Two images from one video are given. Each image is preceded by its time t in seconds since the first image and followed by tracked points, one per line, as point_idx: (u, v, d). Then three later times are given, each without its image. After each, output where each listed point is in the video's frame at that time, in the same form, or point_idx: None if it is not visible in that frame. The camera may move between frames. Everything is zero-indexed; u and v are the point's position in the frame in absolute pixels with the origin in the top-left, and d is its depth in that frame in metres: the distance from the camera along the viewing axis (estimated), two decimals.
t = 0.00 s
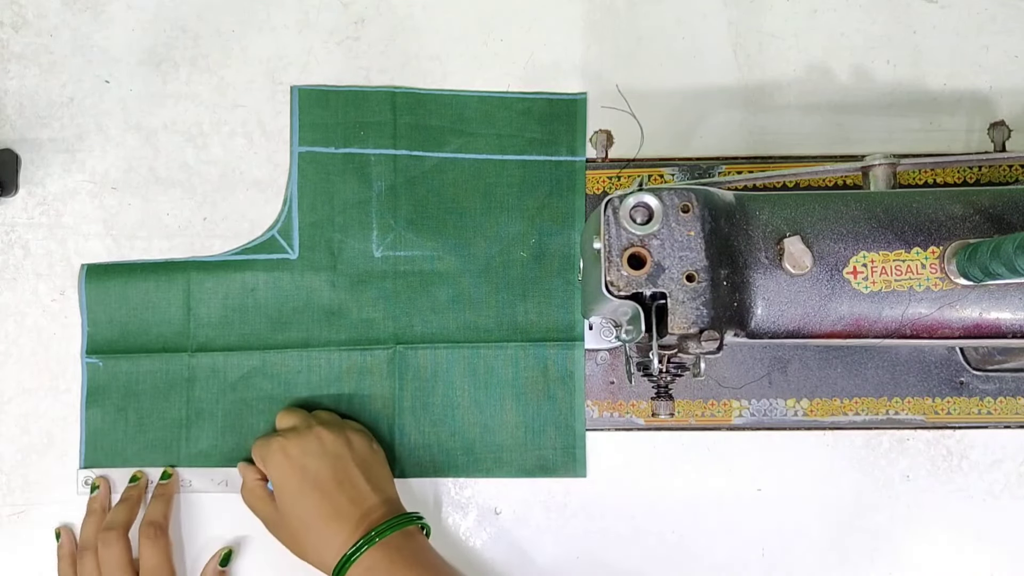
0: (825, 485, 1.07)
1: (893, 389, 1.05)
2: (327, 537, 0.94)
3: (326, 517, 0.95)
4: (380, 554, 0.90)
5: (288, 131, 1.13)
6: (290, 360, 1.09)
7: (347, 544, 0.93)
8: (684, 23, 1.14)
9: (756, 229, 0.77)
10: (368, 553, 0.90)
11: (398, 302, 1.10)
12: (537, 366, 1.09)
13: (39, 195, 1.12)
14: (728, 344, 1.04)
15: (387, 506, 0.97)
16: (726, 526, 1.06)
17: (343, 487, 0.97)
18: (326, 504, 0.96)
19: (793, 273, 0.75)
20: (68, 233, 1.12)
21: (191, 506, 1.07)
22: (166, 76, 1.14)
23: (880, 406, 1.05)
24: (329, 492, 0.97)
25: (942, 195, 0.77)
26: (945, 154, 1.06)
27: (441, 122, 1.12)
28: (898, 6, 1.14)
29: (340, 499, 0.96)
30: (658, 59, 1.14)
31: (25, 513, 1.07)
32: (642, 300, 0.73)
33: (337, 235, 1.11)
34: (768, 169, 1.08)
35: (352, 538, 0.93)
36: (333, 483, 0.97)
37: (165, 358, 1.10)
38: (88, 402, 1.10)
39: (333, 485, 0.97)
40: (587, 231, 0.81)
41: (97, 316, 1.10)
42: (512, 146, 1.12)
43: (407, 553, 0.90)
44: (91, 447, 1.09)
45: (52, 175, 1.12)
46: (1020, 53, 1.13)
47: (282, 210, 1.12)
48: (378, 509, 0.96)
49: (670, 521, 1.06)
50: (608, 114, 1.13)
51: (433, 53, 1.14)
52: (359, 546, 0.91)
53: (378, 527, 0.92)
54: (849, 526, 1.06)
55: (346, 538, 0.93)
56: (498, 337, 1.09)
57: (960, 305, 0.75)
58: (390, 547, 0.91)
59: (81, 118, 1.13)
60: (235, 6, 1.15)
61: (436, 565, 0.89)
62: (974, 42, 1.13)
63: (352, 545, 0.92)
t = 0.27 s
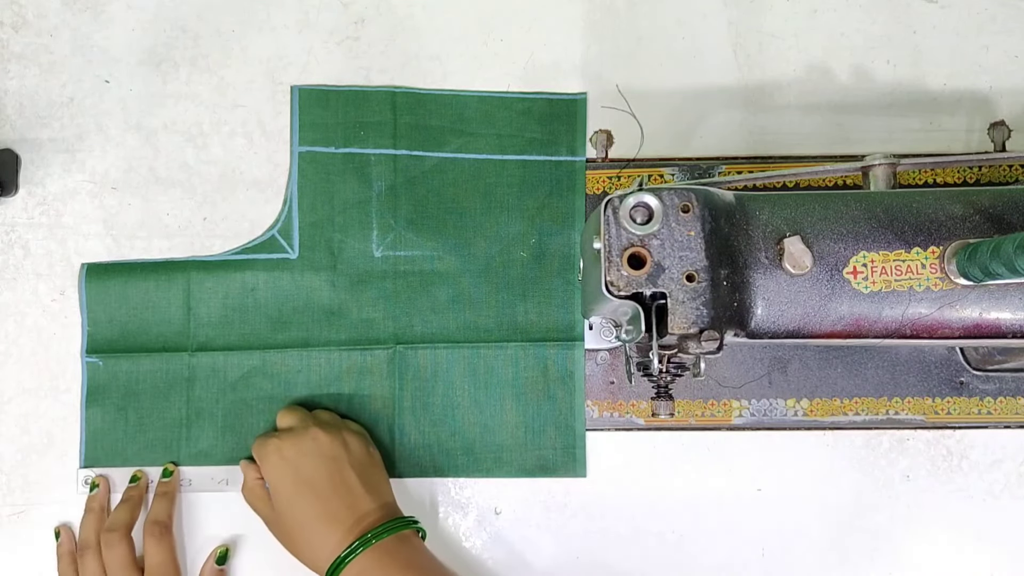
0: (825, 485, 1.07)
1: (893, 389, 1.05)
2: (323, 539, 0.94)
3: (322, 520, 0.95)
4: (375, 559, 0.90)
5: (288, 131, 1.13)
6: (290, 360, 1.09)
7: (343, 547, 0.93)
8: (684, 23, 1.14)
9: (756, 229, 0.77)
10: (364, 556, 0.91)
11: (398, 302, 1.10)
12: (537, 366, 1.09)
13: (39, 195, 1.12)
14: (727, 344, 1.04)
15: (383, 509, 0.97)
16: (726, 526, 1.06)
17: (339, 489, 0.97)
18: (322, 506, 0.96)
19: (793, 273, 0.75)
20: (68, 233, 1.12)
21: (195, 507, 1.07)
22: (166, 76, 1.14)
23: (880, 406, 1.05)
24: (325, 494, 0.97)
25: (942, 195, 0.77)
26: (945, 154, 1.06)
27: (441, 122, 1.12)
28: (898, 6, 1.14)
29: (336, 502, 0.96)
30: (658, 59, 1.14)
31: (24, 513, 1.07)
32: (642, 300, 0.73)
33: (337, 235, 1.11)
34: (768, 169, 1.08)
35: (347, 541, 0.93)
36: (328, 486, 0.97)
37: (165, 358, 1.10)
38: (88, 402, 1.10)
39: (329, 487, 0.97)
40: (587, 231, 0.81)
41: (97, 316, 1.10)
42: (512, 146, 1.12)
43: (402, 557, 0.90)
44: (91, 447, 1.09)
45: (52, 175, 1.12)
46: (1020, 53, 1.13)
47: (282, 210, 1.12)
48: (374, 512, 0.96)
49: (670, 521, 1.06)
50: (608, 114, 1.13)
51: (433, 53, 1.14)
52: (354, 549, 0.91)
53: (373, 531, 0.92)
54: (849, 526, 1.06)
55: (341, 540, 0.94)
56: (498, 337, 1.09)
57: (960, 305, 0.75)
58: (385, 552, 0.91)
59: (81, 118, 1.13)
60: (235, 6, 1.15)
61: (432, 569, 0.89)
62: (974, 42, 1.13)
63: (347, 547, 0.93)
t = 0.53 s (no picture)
0: (825, 485, 1.07)
1: (893, 389, 1.05)
2: (326, 537, 0.94)
3: (325, 518, 0.95)
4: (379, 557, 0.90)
5: (288, 131, 1.13)
6: (290, 360, 1.09)
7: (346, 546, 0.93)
8: (684, 23, 1.14)
9: (756, 229, 0.77)
10: (367, 555, 0.91)
11: (398, 302, 1.10)
12: (537, 366, 1.09)
13: (39, 195, 1.12)
14: (727, 344, 1.04)
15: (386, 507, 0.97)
16: (726, 526, 1.06)
17: (341, 488, 0.97)
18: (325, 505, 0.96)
19: (793, 273, 0.75)
20: (68, 233, 1.12)
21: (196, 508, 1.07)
22: (166, 76, 1.14)
23: (880, 406, 1.05)
24: (327, 493, 0.97)
25: (942, 195, 0.77)
26: (944, 154, 1.06)
27: (441, 122, 1.12)
28: (898, 6, 1.14)
29: (339, 500, 0.96)
30: (659, 59, 1.14)
31: (24, 513, 1.07)
32: (642, 300, 0.73)
33: (337, 235, 1.11)
34: (768, 169, 1.08)
35: (350, 540, 0.93)
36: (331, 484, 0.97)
37: (165, 358, 1.10)
38: (88, 402, 1.10)
39: (331, 486, 0.97)
40: (587, 231, 0.81)
41: (97, 316, 1.10)
42: (512, 146, 1.12)
43: (405, 556, 0.91)
44: (91, 447, 1.09)
45: (52, 175, 1.12)
46: (1020, 53, 1.13)
47: (282, 210, 1.12)
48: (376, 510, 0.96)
49: (670, 521, 1.06)
50: (608, 114, 1.13)
51: (433, 53, 1.14)
52: (358, 548, 0.91)
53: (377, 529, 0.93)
54: (849, 526, 1.06)
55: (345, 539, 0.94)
56: (498, 337, 1.09)
57: (960, 305, 0.75)
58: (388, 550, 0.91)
59: (81, 118, 1.13)
60: (235, 6, 1.15)
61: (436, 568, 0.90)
62: (973, 42, 1.13)
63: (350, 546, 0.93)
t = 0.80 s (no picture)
0: (825, 485, 1.07)
1: (893, 389, 1.05)
2: (321, 533, 0.94)
3: (320, 514, 0.95)
4: (373, 554, 0.90)
5: (288, 131, 1.13)
6: (290, 360, 1.09)
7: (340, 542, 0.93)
8: (684, 23, 1.14)
9: (756, 229, 0.77)
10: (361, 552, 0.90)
11: (398, 302, 1.10)
12: (537, 366, 1.09)
13: (39, 194, 1.12)
14: (727, 344, 1.04)
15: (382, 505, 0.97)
16: (726, 526, 1.06)
17: (338, 484, 0.97)
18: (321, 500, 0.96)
19: (793, 273, 0.75)
20: (68, 233, 1.12)
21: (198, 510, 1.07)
22: (166, 76, 1.14)
23: (880, 406, 1.05)
24: (323, 489, 0.97)
25: (942, 195, 0.77)
26: (945, 154, 1.06)
27: (441, 122, 1.12)
28: (898, 6, 1.14)
29: (335, 496, 0.96)
30: (659, 59, 1.14)
31: (24, 513, 1.07)
32: (642, 300, 0.73)
33: (337, 235, 1.11)
34: (768, 169, 1.08)
35: (345, 536, 0.93)
36: (327, 480, 0.97)
37: (165, 358, 1.10)
38: (88, 402, 1.10)
39: (328, 481, 0.97)
40: (587, 231, 0.81)
41: (97, 315, 1.10)
42: (512, 146, 1.12)
43: (400, 554, 0.90)
44: (91, 447, 1.09)
45: (52, 176, 1.12)
46: (1020, 53, 1.13)
47: (283, 210, 1.12)
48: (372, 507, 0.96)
49: (670, 521, 1.06)
50: (608, 114, 1.13)
51: (433, 53, 1.14)
52: (352, 544, 0.91)
53: (371, 526, 0.92)
54: (849, 526, 1.06)
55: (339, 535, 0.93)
56: (498, 337, 1.09)
57: (960, 305, 0.75)
58: (382, 548, 0.91)
59: (81, 118, 1.13)
60: (235, 6, 1.15)
61: (430, 567, 0.89)
62: (973, 42, 1.13)
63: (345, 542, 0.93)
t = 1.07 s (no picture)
0: (825, 485, 1.07)
1: (893, 389, 1.05)
2: (332, 524, 0.93)
3: (331, 504, 0.95)
4: (386, 545, 0.90)
5: (288, 131, 1.13)
6: (289, 360, 1.09)
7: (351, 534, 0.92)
8: (684, 23, 1.14)
9: (756, 229, 0.77)
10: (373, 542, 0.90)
11: (398, 302, 1.10)
12: (537, 366, 1.09)
13: (39, 194, 1.12)
14: (727, 344, 1.04)
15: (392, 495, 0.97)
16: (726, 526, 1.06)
17: (349, 474, 0.97)
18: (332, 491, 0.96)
19: (793, 273, 0.75)
20: (68, 233, 1.12)
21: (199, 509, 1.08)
22: (166, 76, 1.14)
23: (880, 406, 1.05)
24: (334, 481, 0.96)
25: (942, 195, 0.77)
26: (945, 154, 1.06)
27: (441, 122, 1.12)
28: (898, 6, 1.14)
29: (346, 486, 0.96)
30: (659, 59, 1.14)
31: (24, 513, 1.07)
32: (642, 300, 0.73)
33: (337, 235, 1.11)
34: (768, 169, 1.08)
35: (356, 527, 0.92)
36: (338, 471, 0.97)
37: (165, 358, 1.10)
38: (88, 402, 1.10)
39: (339, 471, 0.97)
40: (587, 231, 0.81)
41: (97, 315, 1.10)
42: (512, 145, 1.12)
43: (412, 545, 0.90)
44: (91, 447, 1.09)
45: (52, 176, 1.12)
46: (1020, 53, 1.13)
47: (283, 210, 1.12)
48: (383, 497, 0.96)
49: (670, 521, 1.06)
50: (608, 114, 1.13)
51: (433, 53, 1.14)
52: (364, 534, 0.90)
53: (383, 516, 0.92)
54: (849, 526, 1.06)
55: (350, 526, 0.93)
56: (498, 336, 1.09)
57: (960, 305, 0.75)
58: (395, 538, 0.90)
59: (81, 118, 1.13)
60: (235, 6, 1.15)
61: (441, 558, 0.90)
62: (973, 42, 1.13)
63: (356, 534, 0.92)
